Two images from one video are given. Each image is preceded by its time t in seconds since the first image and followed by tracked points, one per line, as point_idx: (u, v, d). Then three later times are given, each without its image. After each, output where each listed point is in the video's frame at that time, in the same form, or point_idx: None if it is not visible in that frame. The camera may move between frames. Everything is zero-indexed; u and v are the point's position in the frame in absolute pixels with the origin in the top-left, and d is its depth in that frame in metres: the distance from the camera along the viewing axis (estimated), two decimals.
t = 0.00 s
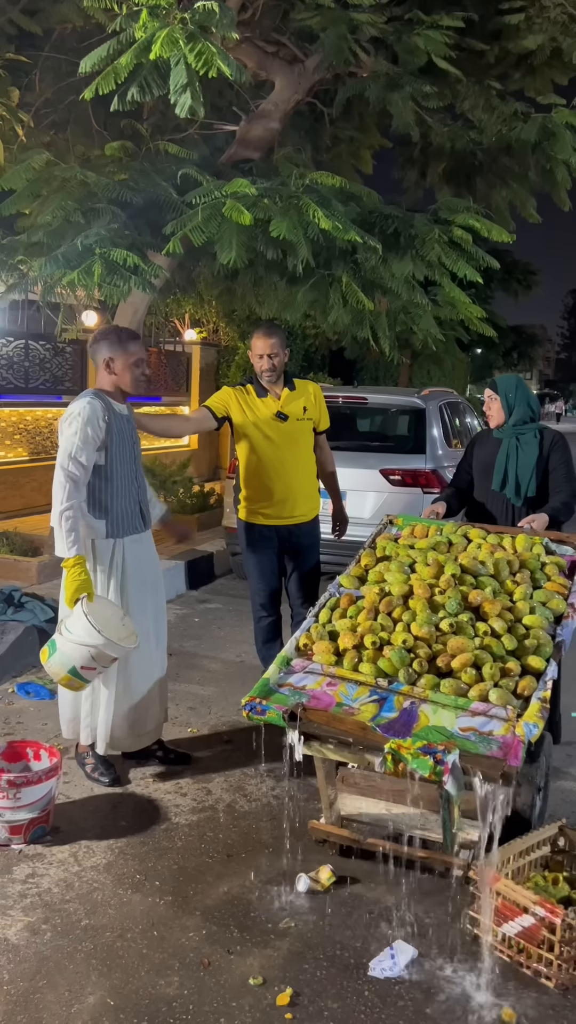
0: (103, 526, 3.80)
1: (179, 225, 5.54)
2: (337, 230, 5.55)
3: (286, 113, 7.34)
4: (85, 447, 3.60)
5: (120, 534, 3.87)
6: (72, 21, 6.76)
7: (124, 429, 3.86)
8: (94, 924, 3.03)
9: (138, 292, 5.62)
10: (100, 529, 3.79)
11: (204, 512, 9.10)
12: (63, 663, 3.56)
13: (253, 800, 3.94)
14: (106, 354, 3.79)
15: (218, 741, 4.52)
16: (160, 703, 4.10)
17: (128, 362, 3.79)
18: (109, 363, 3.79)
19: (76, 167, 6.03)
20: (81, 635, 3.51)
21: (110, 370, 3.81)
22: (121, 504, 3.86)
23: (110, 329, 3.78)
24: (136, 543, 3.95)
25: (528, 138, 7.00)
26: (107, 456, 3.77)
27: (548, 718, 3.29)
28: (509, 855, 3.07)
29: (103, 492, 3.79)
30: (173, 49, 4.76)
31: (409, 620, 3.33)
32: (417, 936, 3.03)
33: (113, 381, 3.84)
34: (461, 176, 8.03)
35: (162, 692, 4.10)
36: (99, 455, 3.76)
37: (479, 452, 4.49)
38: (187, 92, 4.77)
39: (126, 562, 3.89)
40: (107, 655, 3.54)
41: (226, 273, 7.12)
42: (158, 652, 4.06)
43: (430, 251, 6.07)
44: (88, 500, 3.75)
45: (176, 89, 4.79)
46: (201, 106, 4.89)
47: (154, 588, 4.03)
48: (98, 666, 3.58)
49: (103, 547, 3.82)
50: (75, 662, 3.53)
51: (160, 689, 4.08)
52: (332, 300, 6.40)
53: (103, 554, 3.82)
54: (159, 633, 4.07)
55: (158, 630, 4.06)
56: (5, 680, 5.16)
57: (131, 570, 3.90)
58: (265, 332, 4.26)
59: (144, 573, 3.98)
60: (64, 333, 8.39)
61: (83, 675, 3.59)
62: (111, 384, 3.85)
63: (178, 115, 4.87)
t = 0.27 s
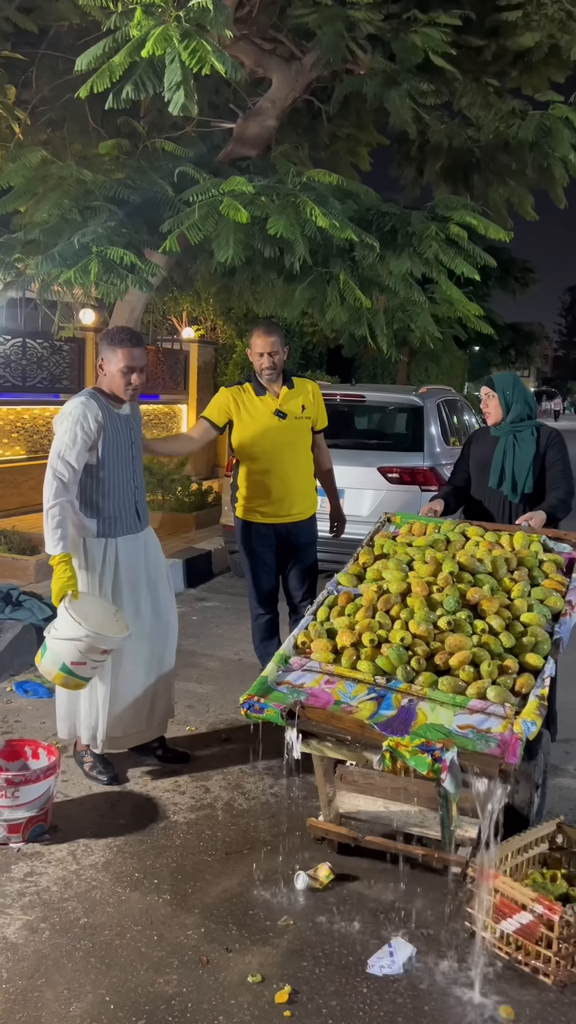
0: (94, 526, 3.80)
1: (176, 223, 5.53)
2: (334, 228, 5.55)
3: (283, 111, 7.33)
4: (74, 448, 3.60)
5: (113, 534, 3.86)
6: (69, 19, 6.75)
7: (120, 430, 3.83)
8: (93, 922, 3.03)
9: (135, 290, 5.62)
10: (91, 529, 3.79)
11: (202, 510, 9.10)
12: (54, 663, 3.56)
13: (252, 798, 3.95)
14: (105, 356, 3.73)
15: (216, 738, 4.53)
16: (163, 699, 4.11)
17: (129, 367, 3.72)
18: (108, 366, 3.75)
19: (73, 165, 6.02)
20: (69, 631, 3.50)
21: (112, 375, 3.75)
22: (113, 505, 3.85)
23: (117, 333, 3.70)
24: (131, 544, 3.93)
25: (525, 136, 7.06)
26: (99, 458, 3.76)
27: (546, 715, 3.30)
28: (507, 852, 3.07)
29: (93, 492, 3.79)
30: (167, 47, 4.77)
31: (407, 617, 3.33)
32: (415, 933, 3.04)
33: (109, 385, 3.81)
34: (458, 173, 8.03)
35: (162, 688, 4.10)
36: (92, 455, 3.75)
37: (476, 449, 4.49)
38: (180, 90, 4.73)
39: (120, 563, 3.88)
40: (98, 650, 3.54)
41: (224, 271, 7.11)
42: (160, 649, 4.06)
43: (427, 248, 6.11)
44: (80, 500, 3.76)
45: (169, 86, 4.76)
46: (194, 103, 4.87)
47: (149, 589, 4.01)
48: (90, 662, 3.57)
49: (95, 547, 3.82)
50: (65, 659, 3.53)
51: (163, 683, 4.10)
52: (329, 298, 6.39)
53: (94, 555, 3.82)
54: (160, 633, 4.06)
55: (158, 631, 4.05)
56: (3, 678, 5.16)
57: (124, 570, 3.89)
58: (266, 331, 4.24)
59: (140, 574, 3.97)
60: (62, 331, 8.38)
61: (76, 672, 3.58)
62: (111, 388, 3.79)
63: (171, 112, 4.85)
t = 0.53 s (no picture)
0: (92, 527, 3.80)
1: (172, 221, 5.52)
2: (330, 225, 5.54)
3: (279, 108, 7.32)
4: (74, 449, 3.59)
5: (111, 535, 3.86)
6: (64, 16, 6.74)
7: (119, 430, 3.83)
8: (91, 921, 3.03)
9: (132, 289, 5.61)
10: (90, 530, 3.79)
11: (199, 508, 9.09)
12: (38, 664, 3.58)
13: (249, 796, 3.95)
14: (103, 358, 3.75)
15: (214, 736, 4.53)
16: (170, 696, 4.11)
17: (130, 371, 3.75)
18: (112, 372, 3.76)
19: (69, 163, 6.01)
20: (51, 635, 3.52)
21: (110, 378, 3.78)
22: (112, 505, 3.85)
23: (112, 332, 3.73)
24: (129, 544, 3.94)
25: (522, 132, 7.05)
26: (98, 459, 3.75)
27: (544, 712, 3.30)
28: (505, 849, 3.08)
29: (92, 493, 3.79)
30: (163, 46, 4.76)
31: (404, 615, 3.34)
32: (413, 930, 3.04)
33: (113, 389, 3.81)
34: (454, 170, 8.02)
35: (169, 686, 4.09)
36: (90, 456, 3.75)
37: (473, 447, 4.49)
38: (177, 89, 4.74)
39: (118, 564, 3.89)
40: (81, 657, 3.53)
41: (220, 269, 7.11)
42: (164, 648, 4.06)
43: (423, 245, 6.07)
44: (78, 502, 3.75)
45: (166, 85, 4.77)
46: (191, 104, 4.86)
47: (148, 589, 4.02)
48: (72, 668, 3.57)
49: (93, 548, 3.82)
50: (47, 661, 3.55)
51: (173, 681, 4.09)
52: (326, 296, 6.39)
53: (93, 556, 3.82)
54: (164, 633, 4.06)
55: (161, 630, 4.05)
56: None
57: (122, 570, 3.89)
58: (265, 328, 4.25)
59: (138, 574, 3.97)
60: (58, 329, 8.37)
61: (58, 676, 3.58)
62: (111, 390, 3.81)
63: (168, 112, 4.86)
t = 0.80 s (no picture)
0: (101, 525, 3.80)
1: (167, 218, 5.51)
2: (325, 222, 5.54)
3: (273, 105, 7.31)
4: (83, 446, 3.60)
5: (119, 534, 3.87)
6: (57, 12, 6.71)
7: (129, 430, 3.85)
8: (87, 919, 3.03)
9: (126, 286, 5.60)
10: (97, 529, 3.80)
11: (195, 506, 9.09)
12: (38, 658, 3.56)
13: (246, 794, 3.95)
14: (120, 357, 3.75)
15: (210, 734, 4.53)
16: (166, 698, 4.03)
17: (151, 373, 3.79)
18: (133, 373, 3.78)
19: (63, 160, 6.00)
20: (52, 631, 3.50)
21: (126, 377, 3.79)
22: (120, 505, 3.86)
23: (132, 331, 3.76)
24: (136, 544, 3.94)
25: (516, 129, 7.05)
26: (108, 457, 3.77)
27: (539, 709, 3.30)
28: (501, 846, 3.08)
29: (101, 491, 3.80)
30: (160, 41, 4.74)
31: (400, 613, 3.34)
32: (409, 927, 3.04)
33: (131, 389, 3.83)
34: (449, 167, 8.02)
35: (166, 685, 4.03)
36: (101, 454, 3.76)
37: (468, 444, 4.50)
38: (174, 85, 4.75)
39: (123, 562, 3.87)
40: (82, 654, 3.51)
41: (215, 266, 7.10)
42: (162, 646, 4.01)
43: (419, 243, 6.07)
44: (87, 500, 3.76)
45: (162, 81, 4.76)
46: (187, 99, 4.89)
47: (153, 589, 4.00)
48: (72, 664, 3.55)
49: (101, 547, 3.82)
50: (47, 657, 3.54)
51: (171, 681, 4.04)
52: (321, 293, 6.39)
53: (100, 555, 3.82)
54: (163, 632, 4.02)
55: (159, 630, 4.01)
56: None
57: (129, 570, 3.89)
58: (258, 325, 4.25)
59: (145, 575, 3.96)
60: (53, 327, 8.35)
61: (58, 671, 3.57)
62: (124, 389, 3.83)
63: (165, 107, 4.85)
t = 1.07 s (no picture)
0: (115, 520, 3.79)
1: (159, 214, 5.49)
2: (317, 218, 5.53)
3: (266, 101, 7.28)
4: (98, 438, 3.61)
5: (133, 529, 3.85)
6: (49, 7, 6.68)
7: (147, 425, 3.83)
8: (81, 917, 3.02)
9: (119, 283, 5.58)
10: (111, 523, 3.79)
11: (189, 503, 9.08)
12: (60, 648, 3.53)
13: (240, 791, 3.95)
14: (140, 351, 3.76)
15: (204, 731, 4.53)
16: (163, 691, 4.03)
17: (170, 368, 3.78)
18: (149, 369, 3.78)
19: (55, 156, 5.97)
20: (75, 618, 3.47)
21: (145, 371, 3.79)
22: (136, 500, 3.84)
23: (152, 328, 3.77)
24: (149, 542, 3.92)
25: (509, 124, 7.07)
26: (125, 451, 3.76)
27: (532, 705, 3.30)
28: (495, 842, 3.08)
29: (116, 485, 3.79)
30: (150, 33, 4.72)
31: (394, 608, 3.33)
32: (403, 924, 3.04)
33: (150, 385, 3.82)
34: (443, 164, 8.01)
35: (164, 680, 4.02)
36: (118, 448, 3.76)
37: (462, 441, 4.50)
38: (164, 78, 4.73)
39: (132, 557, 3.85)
40: (104, 641, 3.50)
41: (208, 263, 7.08)
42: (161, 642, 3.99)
43: (411, 238, 6.05)
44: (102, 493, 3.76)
45: (152, 75, 4.76)
46: (178, 91, 4.86)
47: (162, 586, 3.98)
48: (95, 652, 3.52)
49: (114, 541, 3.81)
50: (71, 646, 3.50)
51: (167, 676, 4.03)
52: (314, 289, 6.37)
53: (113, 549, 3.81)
54: (163, 628, 4.00)
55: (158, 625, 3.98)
56: None
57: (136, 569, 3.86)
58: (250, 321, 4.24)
59: (156, 572, 3.95)
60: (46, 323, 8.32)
61: (82, 661, 3.53)
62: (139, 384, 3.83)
63: (155, 101, 4.84)
